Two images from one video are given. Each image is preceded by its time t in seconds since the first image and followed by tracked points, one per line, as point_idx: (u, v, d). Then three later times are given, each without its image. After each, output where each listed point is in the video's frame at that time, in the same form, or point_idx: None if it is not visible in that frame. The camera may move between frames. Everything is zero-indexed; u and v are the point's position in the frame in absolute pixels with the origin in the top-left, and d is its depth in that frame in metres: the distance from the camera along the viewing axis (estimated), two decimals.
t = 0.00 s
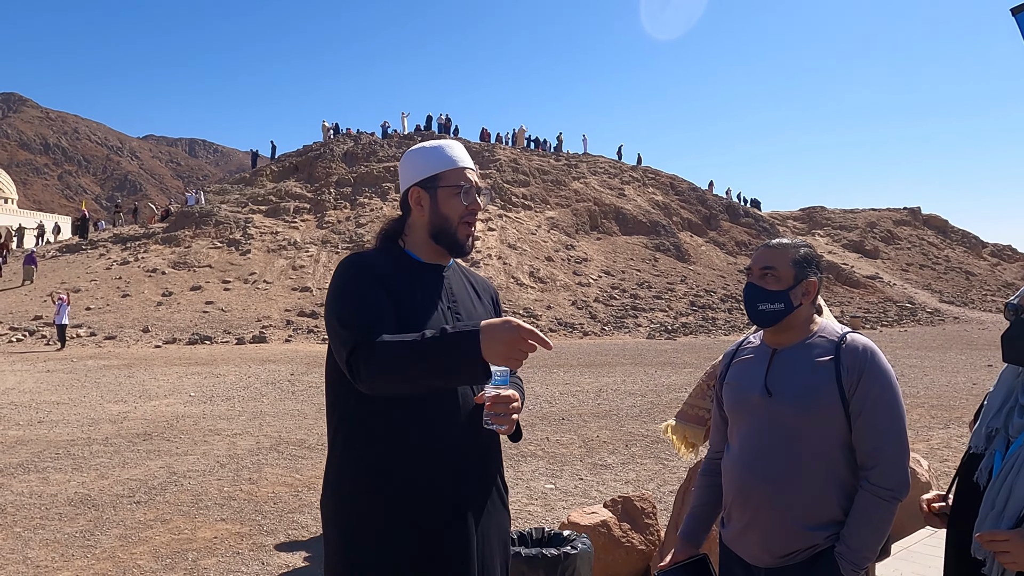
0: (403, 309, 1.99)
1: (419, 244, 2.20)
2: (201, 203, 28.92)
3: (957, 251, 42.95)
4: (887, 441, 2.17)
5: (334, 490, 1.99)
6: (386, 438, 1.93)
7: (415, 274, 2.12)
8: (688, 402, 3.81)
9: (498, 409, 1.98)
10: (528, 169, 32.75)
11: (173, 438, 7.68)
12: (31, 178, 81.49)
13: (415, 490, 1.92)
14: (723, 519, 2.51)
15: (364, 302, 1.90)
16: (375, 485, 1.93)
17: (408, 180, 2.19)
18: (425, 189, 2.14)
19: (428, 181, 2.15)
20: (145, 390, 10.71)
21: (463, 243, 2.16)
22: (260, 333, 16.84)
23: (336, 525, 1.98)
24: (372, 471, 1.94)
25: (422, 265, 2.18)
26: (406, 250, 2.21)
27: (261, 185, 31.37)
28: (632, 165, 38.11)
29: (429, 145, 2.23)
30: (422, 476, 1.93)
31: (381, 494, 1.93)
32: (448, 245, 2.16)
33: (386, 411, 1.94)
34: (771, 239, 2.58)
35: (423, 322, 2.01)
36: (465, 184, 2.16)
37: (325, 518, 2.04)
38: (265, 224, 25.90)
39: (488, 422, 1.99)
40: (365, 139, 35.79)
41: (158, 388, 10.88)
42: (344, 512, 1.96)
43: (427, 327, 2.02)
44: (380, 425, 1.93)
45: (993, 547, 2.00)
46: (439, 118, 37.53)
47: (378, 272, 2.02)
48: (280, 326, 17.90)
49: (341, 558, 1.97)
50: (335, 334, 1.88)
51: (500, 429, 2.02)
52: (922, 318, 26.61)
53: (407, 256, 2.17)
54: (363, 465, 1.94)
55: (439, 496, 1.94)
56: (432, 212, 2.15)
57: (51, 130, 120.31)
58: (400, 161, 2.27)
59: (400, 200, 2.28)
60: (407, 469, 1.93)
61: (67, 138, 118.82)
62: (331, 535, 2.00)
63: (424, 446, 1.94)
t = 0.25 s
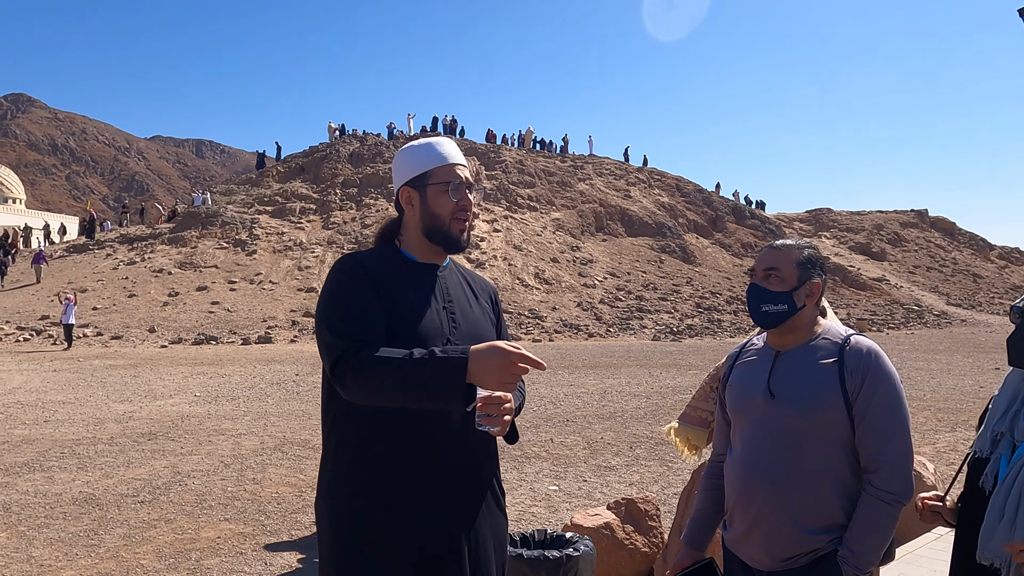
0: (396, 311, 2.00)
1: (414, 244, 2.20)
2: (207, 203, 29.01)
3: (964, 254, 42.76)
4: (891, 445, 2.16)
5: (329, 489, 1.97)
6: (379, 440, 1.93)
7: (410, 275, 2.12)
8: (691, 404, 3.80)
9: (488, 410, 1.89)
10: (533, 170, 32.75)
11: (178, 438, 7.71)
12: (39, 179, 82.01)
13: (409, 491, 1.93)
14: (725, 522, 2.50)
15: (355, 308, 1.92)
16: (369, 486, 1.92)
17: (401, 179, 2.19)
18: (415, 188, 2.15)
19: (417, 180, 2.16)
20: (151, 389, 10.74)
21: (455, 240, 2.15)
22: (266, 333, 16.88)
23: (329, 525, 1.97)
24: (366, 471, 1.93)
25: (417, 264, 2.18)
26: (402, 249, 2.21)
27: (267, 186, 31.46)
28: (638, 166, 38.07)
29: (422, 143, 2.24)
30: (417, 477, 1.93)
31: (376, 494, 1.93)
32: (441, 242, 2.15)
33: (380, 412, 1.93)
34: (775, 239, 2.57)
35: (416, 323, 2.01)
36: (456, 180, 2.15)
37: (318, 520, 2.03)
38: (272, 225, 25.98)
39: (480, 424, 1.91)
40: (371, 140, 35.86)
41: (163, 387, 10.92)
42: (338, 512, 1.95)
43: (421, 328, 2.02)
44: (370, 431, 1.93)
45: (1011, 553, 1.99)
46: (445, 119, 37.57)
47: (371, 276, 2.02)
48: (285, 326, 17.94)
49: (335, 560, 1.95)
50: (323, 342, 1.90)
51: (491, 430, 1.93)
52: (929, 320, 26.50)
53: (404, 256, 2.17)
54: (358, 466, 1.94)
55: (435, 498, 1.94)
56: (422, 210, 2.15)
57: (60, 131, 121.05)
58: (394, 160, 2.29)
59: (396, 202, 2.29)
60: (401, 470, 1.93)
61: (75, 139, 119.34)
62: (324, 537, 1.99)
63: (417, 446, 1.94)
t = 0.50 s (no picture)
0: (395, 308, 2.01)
1: (402, 243, 2.21)
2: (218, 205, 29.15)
3: (976, 258, 42.44)
4: (897, 450, 2.14)
5: (327, 488, 1.97)
6: (378, 438, 1.93)
7: (409, 275, 2.12)
8: (697, 408, 3.78)
9: (489, 411, 1.98)
10: (543, 173, 32.75)
11: (186, 439, 7.74)
12: (52, 180, 82.72)
13: (408, 488, 1.92)
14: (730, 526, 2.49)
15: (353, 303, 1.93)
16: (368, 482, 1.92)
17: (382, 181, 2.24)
18: (392, 190, 2.18)
19: (394, 181, 2.18)
20: (160, 390, 10.80)
21: (434, 236, 2.13)
22: (275, 335, 16.93)
23: (327, 524, 1.96)
24: (364, 467, 1.93)
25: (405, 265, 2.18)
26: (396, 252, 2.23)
27: (277, 188, 31.60)
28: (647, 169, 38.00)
29: (401, 144, 2.25)
30: (416, 475, 1.93)
31: (373, 491, 1.92)
32: (421, 239, 2.14)
33: (379, 407, 1.93)
34: (781, 243, 2.55)
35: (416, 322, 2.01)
36: (428, 175, 2.14)
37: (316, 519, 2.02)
38: (281, 226, 26.08)
39: (479, 425, 1.99)
40: (380, 142, 35.97)
41: (172, 388, 10.97)
42: (336, 509, 1.95)
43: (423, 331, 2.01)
44: (370, 429, 1.93)
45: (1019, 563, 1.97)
46: (454, 121, 37.63)
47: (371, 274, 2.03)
48: (294, 328, 18.00)
49: (331, 560, 1.94)
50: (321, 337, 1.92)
51: (489, 432, 2.01)
52: (941, 325, 26.30)
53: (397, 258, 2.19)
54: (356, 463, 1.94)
55: (433, 495, 1.94)
56: (399, 210, 2.16)
57: (72, 132, 122.00)
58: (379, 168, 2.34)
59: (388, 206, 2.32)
60: (401, 469, 1.92)
61: (88, 140, 120.22)
62: (322, 535, 1.98)
63: (417, 444, 1.93)
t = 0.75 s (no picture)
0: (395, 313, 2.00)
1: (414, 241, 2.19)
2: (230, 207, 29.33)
3: (991, 262, 42.06)
4: (907, 455, 2.12)
5: (327, 490, 1.97)
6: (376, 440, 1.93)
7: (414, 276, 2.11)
8: (704, 410, 3.78)
9: (486, 415, 1.97)
10: (553, 175, 32.75)
11: (196, 439, 7.78)
12: (67, 182, 83.59)
13: (409, 492, 1.93)
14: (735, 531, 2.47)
15: (355, 309, 1.93)
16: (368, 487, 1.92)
17: (404, 176, 2.19)
18: (420, 184, 2.14)
19: (422, 176, 2.15)
20: (171, 390, 10.87)
21: (459, 238, 2.15)
22: (286, 336, 17.01)
23: (325, 526, 1.96)
24: (363, 471, 1.93)
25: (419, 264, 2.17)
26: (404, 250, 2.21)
27: (289, 190, 31.76)
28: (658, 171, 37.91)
29: (425, 141, 2.23)
30: (417, 478, 1.93)
31: (372, 495, 1.92)
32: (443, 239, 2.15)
33: (378, 411, 1.93)
34: (788, 245, 2.54)
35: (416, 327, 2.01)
36: (460, 176, 2.15)
37: (314, 522, 2.02)
38: (292, 228, 26.21)
39: (477, 428, 1.98)
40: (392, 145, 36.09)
41: (183, 388, 11.05)
42: (336, 512, 1.95)
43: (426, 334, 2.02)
44: (368, 432, 1.93)
45: None
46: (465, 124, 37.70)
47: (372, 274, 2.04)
48: (305, 329, 18.07)
49: (331, 562, 1.94)
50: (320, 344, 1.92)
51: (488, 435, 2.00)
52: (954, 330, 26.07)
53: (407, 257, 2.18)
54: (355, 468, 1.94)
55: (433, 498, 1.94)
56: (426, 207, 2.15)
57: (87, 134, 123.18)
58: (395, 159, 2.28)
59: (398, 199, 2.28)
60: (401, 472, 1.92)
61: (103, 143, 121.28)
62: (320, 538, 1.98)
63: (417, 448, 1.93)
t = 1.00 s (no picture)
0: (394, 314, 2.01)
1: (423, 241, 2.19)
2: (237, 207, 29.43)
3: (1000, 262, 41.82)
4: (909, 456, 2.11)
5: (320, 489, 1.98)
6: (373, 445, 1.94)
7: (417, 276, 2.11)
8: (707, 409, 3.77)
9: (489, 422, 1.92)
10: (559, 175, 32.74)
11: (202, 438, 7.82)
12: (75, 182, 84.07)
13: (402, 493, 1.93)
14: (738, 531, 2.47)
15: (354, 311, 1.95)
16: (363, 487, 1.94)
17: (419, 173, 2.19)
18: (435, 183, 2.15)
19: (438, 175, 2.16)
20: (178, 390, 10.92)
21: (469, 241, 2.15)
22: (292, 336, 17.05)
23: (318, 525, 1.97)
24: (360, 475, 1.94)
25: (425, 264, 2.17)
26: (412, 249, 2.21)
27: (295, 190, 31.85)
28: (664, 171, 37.84)
29: (443, 141, 2.24)
30: (411, 478, 1.94)
31: (368, 498, 1.93)
32: (453, 241, 2.15)
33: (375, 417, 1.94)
34: (793, 243, 2.53)
35: (416, 329, 2.02)
36: (475, 180, 2.15)
37: (310, 523, 2.03)
38: (299, 228, 26.28)
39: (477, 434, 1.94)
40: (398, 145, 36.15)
41: (190, 388, 11.09)
42: (330, 510, 1.96)
43: (426, 336, 2.02)
44: (365, 437, 1.94)
45: None
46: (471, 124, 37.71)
47: (373, 273, 2.05)
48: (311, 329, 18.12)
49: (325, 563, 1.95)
50: (318, 345, 1.93)
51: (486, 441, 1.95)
52: (963, 330, 25.93)
53: (413, 257, 2.17)
54: (351, 466, 1.95)
55: (427, 499, 1.95)
56: (438, 206, 2.15)
57: (96, 135, 123.82)
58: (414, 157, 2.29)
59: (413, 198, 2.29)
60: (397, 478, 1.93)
61: (111, 143, 121.86)
62: (313, 540, 1.99)
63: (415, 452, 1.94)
